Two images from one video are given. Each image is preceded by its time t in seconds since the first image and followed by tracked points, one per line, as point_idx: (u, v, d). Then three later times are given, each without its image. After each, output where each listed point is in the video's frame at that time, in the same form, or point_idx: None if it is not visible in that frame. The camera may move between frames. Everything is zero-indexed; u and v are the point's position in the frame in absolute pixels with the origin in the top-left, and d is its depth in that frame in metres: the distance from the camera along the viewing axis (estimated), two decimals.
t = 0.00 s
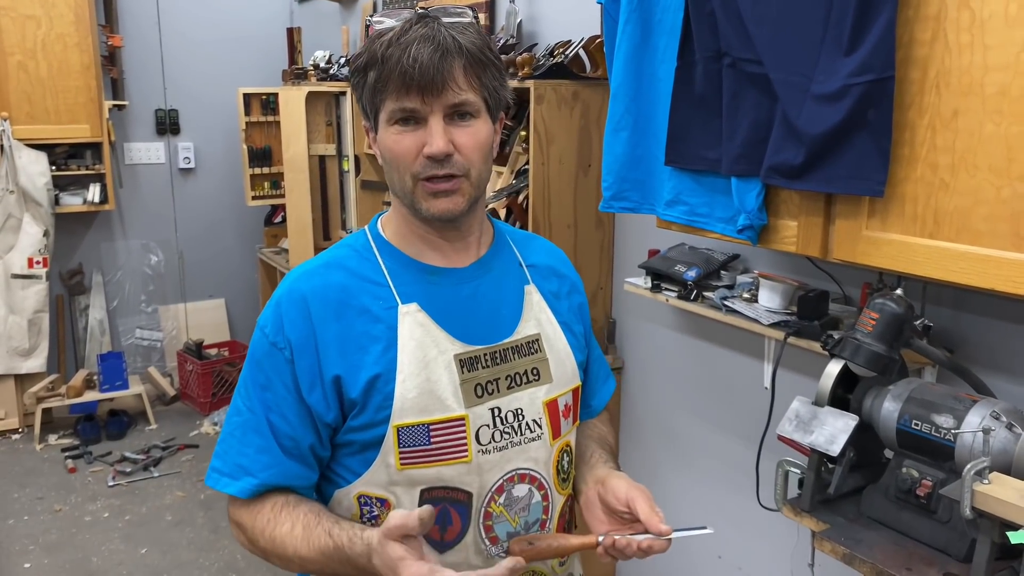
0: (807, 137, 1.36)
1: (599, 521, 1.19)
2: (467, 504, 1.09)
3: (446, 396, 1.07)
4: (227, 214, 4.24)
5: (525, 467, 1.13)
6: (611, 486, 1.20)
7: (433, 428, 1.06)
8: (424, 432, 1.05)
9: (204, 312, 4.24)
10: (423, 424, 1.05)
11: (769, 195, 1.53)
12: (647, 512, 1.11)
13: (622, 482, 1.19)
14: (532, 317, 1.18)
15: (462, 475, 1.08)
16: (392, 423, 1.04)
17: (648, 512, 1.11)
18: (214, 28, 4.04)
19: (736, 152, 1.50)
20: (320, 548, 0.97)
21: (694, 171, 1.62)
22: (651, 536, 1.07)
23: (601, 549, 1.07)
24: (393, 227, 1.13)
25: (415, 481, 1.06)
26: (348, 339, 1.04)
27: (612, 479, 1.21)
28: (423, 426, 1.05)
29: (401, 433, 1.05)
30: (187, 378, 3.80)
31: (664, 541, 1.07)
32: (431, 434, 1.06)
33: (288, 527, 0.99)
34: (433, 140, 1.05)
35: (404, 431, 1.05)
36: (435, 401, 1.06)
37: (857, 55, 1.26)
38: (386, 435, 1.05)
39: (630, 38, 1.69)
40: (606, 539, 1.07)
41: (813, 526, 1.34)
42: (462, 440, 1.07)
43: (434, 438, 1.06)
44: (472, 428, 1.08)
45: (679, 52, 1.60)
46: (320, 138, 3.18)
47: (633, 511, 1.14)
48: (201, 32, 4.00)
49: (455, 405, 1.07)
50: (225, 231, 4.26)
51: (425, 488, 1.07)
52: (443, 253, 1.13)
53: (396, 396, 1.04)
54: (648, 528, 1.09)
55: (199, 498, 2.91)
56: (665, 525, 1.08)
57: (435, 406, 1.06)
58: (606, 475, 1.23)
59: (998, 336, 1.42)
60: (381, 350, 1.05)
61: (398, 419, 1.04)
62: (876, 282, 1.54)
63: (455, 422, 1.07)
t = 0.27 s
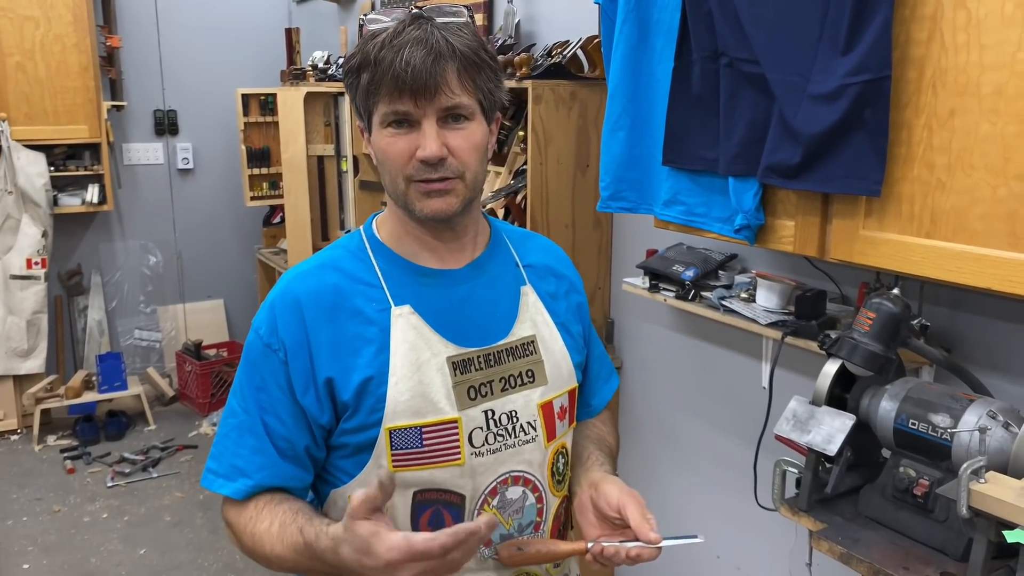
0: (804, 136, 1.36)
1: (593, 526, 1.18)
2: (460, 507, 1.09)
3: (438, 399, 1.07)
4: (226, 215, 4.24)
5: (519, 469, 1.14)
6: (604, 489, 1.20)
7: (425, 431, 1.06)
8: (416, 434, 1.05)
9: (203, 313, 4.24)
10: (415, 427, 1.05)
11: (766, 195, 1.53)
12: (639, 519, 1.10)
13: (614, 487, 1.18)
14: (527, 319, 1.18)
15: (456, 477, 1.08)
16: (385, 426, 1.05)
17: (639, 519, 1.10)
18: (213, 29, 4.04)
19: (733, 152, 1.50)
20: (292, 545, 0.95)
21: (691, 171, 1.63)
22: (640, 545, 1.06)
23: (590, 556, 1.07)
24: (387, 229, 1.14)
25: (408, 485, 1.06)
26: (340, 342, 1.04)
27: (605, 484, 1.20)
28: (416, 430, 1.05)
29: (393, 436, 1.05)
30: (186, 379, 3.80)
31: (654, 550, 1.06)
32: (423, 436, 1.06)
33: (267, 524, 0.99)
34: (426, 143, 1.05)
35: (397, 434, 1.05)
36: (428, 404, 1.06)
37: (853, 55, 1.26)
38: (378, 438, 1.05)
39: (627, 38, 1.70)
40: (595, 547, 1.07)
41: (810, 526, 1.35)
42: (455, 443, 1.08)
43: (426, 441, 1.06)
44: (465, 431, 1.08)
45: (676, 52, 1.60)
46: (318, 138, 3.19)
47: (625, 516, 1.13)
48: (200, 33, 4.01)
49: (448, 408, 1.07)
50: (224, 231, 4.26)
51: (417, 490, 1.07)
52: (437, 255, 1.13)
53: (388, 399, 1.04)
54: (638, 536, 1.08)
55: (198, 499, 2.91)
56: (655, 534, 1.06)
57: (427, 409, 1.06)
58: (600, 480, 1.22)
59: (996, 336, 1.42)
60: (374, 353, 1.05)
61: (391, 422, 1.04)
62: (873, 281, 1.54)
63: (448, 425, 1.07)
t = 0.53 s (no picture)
0: (801, 136, 1.36)
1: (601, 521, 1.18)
2: (462, 505, 1.09)
3: (438, 397, 1.07)
4: (225, 215, 4.24)
5: (521, 467, 1.14)
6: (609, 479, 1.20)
7: (425, 429, 1.06)
8: (417, 433, 1.05)
9: (203, 313, 4.25)
10: (417, 425, 1.05)
11: (764, 195, 1.53)
12: (645, 507, 1.10)
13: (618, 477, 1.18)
14: (526, 317, 1.18)
15: (458, 476, 1.08)
16: (385, 425, 1.05)
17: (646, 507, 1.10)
18: (212, 30, 4.04)
19: (731, 152, 1.50)
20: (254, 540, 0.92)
21: (689, 170, 1.63)
22: (648, 535, 1.06)
23: (599, 548, 1.09)
24: (384, 229, 1.14)
25: (410, 484, 1.06)
26: (339, 342, 1.04)
27: (610, 476, 1.19)
28: (416, 428, 1.05)
29: (394, 435, 1.05)
30: (185, 379, 3.80)
31: (662, 540, 1.05)
32: (424, 435, 1.06)
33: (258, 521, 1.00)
34: (422, 143, 1.05)
35: (398, 433, 1.05)
36: (428, 402, 1.06)
37: (851, 55, 1.26)
38: (379, 437, 1.05)
39: (625, 38, 1.70)
40: (603, 539, 1.08)
41: (808, 526, 1.35)
42: (456, 441, 1.08)
43: (428, 439, 1.06)
44: (466, 429, 1.08)
45: (674, 52, 1.60)
46: (317, 139, 3.20)
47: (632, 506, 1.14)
48: (199, 33, 4.01)
49: (448, 406, 1.07)
50: (224, 232, 4.26)
51: (420, 489, 1.07)
52: (436, 254, 1.13)
53: (388, 399, 1.05)
54: (645, 526, 1.08)
55: (197, 499, 2.91)
56: (662, 523, 1.06)
57: (428, 407, 1.06)
58: (604, 473, 1.22)
59: (994, 335, 1.42)
60: (372, 352, 1.05)
61: (391, 421, 1.05)
62: (871, 280, 1.54)
63: (448, 423, 1.07)
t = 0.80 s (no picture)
0: (799, 136, 1.36)
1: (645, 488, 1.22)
2: (464, 505, 1.10)
3: (440, 397, 1.07)
4: (226, 215, 4.25)
5: (523, 467, 1.14)
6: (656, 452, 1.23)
7: (428, 429, 1.06)
8: (420, 433, 1.06)
9: (203, 314, 4.25)
10: (419, 425, 1.06)
11: (763, 195, 1.53)
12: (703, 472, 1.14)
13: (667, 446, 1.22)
14: (527, 317, 1.18)
15: (462, 476, 1.09)
16: (388, 425, 1.05)
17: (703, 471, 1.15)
18: (212, 30, 4.05)
19: (729, 152, 1.50)
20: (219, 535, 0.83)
21: (688, 170, 1.63)
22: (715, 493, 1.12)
23: (671, 511, 1.16)
24: (386, 230, 1.14)
25: (412, 484, 1.07)
26: (341, 342, 1.05)
27: (657, 446, 1.23)
28: (419, 428, 1.06)
29: (397, 435, 1.05)
30: (185, 379, 3.80)
31: (727, 496, 1.12)
32: (427, 435, 1.06)
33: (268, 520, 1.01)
34: (425, 144, 1.06)
35: (400, 433, 1.05)
36: (430, 402, 1.07)
37: (849, 55, 1.26)
38: (382, 438, 1.06)
39: (624, 38, 1.70)
40: (672, 504, 1.15)
41: (806, 525, 1.35)
42: (458, 442, 1.08)
43: (430, 439, 1.06)
44: (468, 429, 1.09)
45: (673, 53, 1.60)
46: (317, 139, 3.20)
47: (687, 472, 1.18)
48: (199, 34, 4.02)
49: (450, 406, 1.08)
50: (224, 232, 4.27)
51: (422, 489, 1.07)
52: (437, 255, 1.14)
53: (391, 399, 1.05)
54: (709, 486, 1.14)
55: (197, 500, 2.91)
56: (724, 482, 1.12)
57: (430, 407, 1.07)
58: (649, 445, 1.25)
59: (993, 334, 1.42)
60: (374, 353, 1.05)
61: (394, 421, 1.05)
62: (870, 280, 1.54)
63: (450, 423, 1.08)
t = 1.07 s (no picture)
0: (798, 136, 1.36)
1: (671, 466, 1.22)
2: (461, 507, 1.09)
3: (438, 399, 1.07)
4: (225, 215, 4.25)
5: (521, 469, 1.14)
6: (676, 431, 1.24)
7: (425, 431, 1.06)
8: (417, 435, 1.06)
9: (203, 314, 4.25)
10: (416, 427, 1.06)
11: (762, 195, 1.53)
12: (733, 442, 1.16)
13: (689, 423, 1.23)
14: (526, 319, 1.18)
15: (459, 478, 1.08)
16: (385, 426, 1.05)
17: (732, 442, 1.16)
18: (212, 30, 4.05)
19: (728, 152, 1.50)
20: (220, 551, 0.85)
21: (687, 170, 1.63)
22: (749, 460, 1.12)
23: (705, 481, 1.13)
24: (386, 230, 1.14)
25: (409, 485, 1.06)
26: (339, 342, 1.05)
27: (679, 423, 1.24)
28: (416, 430, 1.05)
29: (395, 437, 1.05)
30: (185, 379, 3.80)
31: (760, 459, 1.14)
32: (424, 436, 1.06)
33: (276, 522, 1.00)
34: (425, 145, 1.05)
35: (398, 435, 1.05)
36: (428, 404, 1.06)
37: (847, 54, 1.26)
38: (379, 439, 1.06)
39: (623, 37, 1.70)
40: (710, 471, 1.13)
41: (805, 525, 1.35)
42: (456, 443, 1.08)
43: (427, 441, 1.06)
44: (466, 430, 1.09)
45: (672, 52, 1.60)
46: (316, 139, 3.21)
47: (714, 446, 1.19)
48: (199, 34, 4.02)
49: (448, 408, 1.08)
50: (224, 232, 4.27)
51: (419, 491, 1.07)
52: (437, 256, 1.14)
53: (388, 400, 1.05)
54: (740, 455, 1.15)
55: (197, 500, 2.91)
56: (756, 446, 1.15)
57: (428, 409, 1.06)
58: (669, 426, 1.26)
59: (992, 334, 1.42)
60: (371, 353, 1.05)
61: (391, 422, 1.05)
62: (869, 280, 1.54)
63: (448, 425, 1.07)
